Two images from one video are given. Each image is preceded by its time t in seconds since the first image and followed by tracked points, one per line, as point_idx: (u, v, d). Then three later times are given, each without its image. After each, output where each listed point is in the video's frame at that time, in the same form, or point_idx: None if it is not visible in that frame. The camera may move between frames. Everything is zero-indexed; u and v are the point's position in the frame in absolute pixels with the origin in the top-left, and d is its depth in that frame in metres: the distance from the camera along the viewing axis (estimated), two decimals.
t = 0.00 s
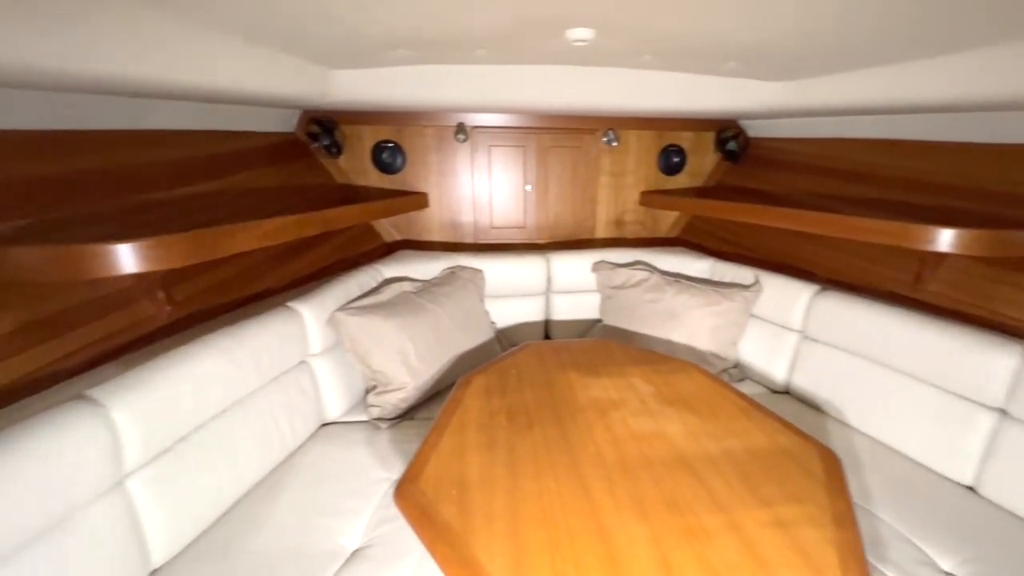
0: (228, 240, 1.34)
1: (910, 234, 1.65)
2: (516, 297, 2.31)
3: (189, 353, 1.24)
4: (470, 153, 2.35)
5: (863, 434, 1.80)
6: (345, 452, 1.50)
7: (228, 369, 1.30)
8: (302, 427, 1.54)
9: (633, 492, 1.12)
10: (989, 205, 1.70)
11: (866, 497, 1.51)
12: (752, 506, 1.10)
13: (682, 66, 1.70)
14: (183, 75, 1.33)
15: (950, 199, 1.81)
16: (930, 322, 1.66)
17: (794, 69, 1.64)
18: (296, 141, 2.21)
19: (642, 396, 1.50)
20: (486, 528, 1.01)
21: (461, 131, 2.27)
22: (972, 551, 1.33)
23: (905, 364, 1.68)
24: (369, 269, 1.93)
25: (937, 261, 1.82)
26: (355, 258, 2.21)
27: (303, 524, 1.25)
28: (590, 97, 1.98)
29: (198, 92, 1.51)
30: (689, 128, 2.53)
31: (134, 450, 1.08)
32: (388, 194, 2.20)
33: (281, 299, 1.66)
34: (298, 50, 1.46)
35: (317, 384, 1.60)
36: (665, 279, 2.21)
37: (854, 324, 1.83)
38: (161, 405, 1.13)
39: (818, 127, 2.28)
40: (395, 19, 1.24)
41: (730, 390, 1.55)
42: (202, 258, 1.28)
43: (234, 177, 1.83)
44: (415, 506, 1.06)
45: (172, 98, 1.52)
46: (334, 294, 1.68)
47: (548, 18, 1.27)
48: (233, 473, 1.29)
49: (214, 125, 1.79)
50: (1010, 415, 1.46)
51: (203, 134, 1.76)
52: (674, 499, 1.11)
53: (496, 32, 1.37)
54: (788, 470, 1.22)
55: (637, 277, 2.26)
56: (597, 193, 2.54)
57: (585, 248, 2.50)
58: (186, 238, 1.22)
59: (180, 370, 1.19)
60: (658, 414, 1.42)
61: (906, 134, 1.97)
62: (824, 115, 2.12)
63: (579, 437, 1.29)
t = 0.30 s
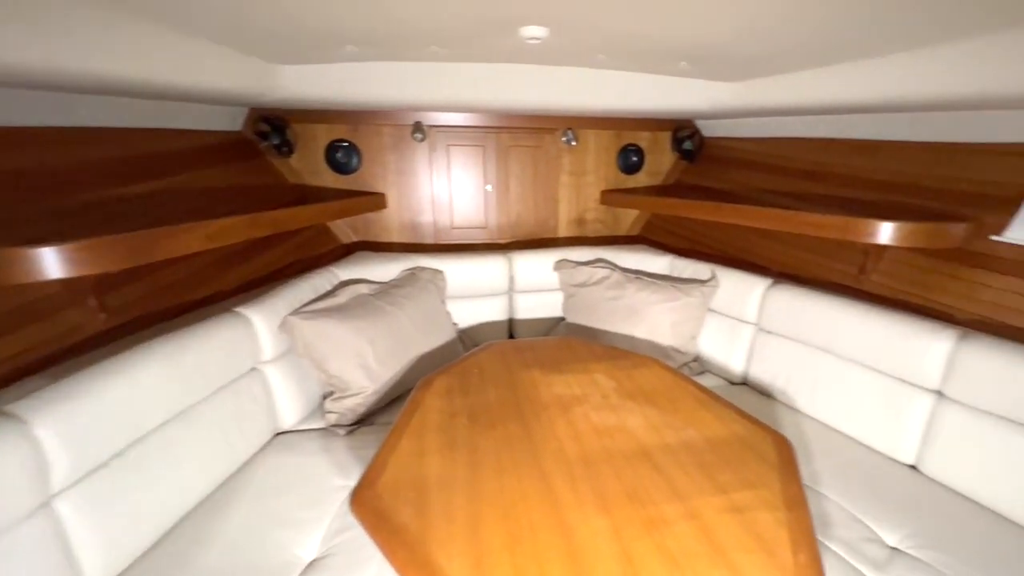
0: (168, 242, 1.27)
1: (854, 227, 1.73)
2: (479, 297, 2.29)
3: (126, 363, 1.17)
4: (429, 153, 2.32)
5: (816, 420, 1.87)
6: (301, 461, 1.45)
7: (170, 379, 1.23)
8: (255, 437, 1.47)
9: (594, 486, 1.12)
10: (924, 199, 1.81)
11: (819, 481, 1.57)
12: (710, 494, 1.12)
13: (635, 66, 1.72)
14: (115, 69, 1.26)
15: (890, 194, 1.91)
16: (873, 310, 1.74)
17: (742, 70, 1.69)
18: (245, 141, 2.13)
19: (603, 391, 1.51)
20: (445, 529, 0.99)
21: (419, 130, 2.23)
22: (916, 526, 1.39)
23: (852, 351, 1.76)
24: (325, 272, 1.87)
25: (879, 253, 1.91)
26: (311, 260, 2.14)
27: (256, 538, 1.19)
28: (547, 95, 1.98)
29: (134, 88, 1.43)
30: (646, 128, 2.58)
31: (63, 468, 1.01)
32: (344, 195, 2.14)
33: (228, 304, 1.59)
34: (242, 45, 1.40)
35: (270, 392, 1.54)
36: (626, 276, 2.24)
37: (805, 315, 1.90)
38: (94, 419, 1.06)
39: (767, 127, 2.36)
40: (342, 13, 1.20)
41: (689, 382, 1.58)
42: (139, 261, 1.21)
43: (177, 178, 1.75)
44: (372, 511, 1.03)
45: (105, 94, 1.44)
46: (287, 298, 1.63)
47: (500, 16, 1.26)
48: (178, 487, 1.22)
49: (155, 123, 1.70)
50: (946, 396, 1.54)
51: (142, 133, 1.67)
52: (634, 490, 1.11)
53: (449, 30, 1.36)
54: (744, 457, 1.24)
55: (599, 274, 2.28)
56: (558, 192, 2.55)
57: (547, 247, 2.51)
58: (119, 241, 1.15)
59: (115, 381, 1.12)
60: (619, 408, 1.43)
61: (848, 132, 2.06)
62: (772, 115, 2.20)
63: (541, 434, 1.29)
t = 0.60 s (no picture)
0: (91, 243, 1.17)
1: (810, 221, 1.75)
2: (442, 298, 2.24)
3: (44, 377, 1.06)
4: (387, 151, 2.25)
5: (779, 412, 1.88)
6: (250, 476, 1.37)
7: (96, 393, 1.13)
8: (198, 452, 1.38)
9: (556, 489, 1.08)
10: (876, 193, 1.85)
11: (783, 473, 1.58)
12: (674, 492, 1.09)
13: (594, 60, 1.70)
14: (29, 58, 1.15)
15: (844, 189, 1.95)
16: (830, 302, 1.76)
17: (699, 65, 1.69)
18: (190, 139, 2.02)
19: (567, 391, 1.48)
20: (397, 542, 0.93)
21: (375, 127, 2.16)
22: (876, 514, 1.41)
23: (812, 343, 1.77)
24: (276, 275, 1.78)
25: (835, 246, 1.94)
26: (264, 263, 2.04)
27: (196, 560, 1.11)
28: (507, 88, 1.94)
29: (55, 80, 1.32)
30: (608, 125, 2.57)
31: None
32: (298, 195, 2.05)
33: (167, 311, 1.49)
34: (176, 34, 1.31)
35: (214, 404, 1.45)
36: (591, 274, 2.22)
37: (766, 308, 1.91)
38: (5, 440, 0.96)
39: (727, 124, 2.38)
40: None
41: (654, 379, 1.56)
42: (57, 264, 1.11)
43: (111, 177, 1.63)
44: (320, 527, 0.97)
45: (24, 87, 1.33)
46: (232, 303, 1.54)
47: (451, 6, 1.22)
48: (106, 510, 1.13)
49: (84, 119, 1.58)
50: (901, 384, 1.57)
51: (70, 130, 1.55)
52: (596, 492, 1.08)
53: (398, 19, 1.30)
54: (708, 452, 1.23)
55: (564, 273, 2.25)
56: (521, 190, 2.52)
57: (512, 246, 2.47)
58: (32, 242, 1.05)
59: (30, 397, 1.02)
60: (583, 408, 1.40)
61: (803, 128, 2.10)
62: (731, 112, 2.22)
63: (502, 438, 1.24)
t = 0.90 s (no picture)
0: None
1: (773, 215, 1.73)
2: (402, 300, 2.14)
3: None
4: (340, 147, 2.13)
5: (747, 409, 1.86)
6: (184, 501, 1.25)
7: None
8: (124, 477, 1.25)
9: (517, 504, 1.01)
10: (837, 187, 1.84)
11: (752, 471, 1.55)
12: (642, 501, 1.03)
13: (553, 50, 1.63)
14: None
15: (804, 183, 1.94)
16: (795, 296, 1.75)
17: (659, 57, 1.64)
18: (120, 135, 1.86)
19: (531, 395, 1.41)
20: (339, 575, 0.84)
21: (325, 121, 2.06)
22: (845, 510, 1.38)
23: (778, 339, 1.76)
24: (217, 280, 1.65)
25: (798, 241, 1.93)
26: (207, 268, 1.91)
27: None
28: (463, 80, 1.85)
29: None
30: (572, 121, 2.52)
31: None
32: (243, 194, 1.92)
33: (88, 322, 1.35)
34: (86, 16, 1.18)
35: (143, 424, 1.33)
36: (556, 273, 2.15)
37: (732, 304, 1.89)
38: None
39: (689, 119, 2.36)
40: None
41: (621, 380, 1.50)
42: None
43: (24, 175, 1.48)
44: (252, 561, 0.87)
45: None
46: (163, 312, 1.41)
47: None
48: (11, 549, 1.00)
49: None
50: (866, 377, 1.56)
51: None
52: (559, 505, 1.02)
53: (339, 4, 1.20)
54: (677, 456, 1.17)
55: (528, 272, 2.18)
56: (484, 187, 2.44)
57: (475, 245, 2.39)
58: None
59: None
60: (546, 413, 1.33)
61: (764, 122, 2.09)
62: (693, 107, 2.20)
63: (460, 450, 1.16)
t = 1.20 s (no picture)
0: None
1: (737, 213, 1.70)
2: (359, 308, 2.03)
3: None
4: (287, 147, 2.01)
5: (715, 410, 1.84)
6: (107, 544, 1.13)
7: None
8: (36, 520, 1.11)
9: (478, 533, 0.94)
10: (796, 184, 1.84)
11: (722, 475, 1.52)
12: (610, 520, 0.98)
13: (510, 44, 1.55)
14: None
15: (766, 181, 1.93)
16: (759, 294, 1.74)
17: (617, 54, 1.60)
18: (32, 131, 1.66)
19: (494, 408, 1.34)
20: None
21: (270, 118, 1.93)
22: (816, 512, 1.36)
23: (744, 339, 1.74)
24: (143, 293, 1.53)
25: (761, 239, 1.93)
26: (138, 279, 1.76)
27: None
28: (416, 75, 1.76)
29: None
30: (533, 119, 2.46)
31: None
32: (179, 196, 1.78)
33: None
34: None
35: (57, 456, 1.20)
36: (520, 275, 2.09)
37: (698, 305, 1.86)
38: None
39: (652, 118, 2.34)
40: None
41: (588, 387, 1.44)
42: None
43: None
44: None
45: None
46: (81, 331, 1.28)
47: None
48: None
49: None
50: (831, 375, 1.55)
51: None
52: (523, 530, 0.95)
53: None
54: (647, 468, 1.12)
55: (492, 275, 2.11)
56: (444, 188, 2.35)
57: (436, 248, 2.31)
58: None
59: None
60: (510, 427, 1.26)
61: (725, 120, 2.08)
62: (655, 105, 2.17)
63: (417, 475, 1.09)
